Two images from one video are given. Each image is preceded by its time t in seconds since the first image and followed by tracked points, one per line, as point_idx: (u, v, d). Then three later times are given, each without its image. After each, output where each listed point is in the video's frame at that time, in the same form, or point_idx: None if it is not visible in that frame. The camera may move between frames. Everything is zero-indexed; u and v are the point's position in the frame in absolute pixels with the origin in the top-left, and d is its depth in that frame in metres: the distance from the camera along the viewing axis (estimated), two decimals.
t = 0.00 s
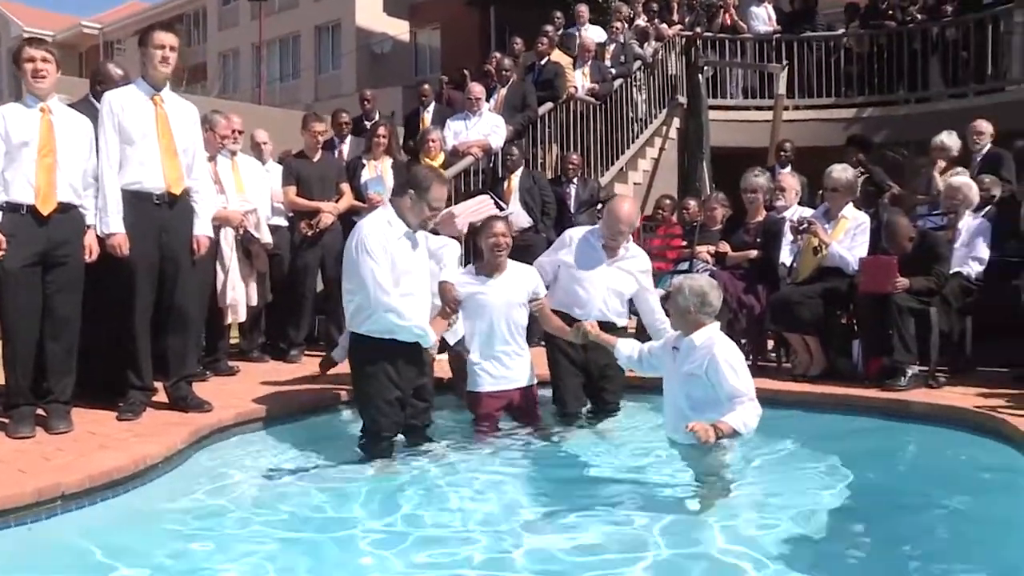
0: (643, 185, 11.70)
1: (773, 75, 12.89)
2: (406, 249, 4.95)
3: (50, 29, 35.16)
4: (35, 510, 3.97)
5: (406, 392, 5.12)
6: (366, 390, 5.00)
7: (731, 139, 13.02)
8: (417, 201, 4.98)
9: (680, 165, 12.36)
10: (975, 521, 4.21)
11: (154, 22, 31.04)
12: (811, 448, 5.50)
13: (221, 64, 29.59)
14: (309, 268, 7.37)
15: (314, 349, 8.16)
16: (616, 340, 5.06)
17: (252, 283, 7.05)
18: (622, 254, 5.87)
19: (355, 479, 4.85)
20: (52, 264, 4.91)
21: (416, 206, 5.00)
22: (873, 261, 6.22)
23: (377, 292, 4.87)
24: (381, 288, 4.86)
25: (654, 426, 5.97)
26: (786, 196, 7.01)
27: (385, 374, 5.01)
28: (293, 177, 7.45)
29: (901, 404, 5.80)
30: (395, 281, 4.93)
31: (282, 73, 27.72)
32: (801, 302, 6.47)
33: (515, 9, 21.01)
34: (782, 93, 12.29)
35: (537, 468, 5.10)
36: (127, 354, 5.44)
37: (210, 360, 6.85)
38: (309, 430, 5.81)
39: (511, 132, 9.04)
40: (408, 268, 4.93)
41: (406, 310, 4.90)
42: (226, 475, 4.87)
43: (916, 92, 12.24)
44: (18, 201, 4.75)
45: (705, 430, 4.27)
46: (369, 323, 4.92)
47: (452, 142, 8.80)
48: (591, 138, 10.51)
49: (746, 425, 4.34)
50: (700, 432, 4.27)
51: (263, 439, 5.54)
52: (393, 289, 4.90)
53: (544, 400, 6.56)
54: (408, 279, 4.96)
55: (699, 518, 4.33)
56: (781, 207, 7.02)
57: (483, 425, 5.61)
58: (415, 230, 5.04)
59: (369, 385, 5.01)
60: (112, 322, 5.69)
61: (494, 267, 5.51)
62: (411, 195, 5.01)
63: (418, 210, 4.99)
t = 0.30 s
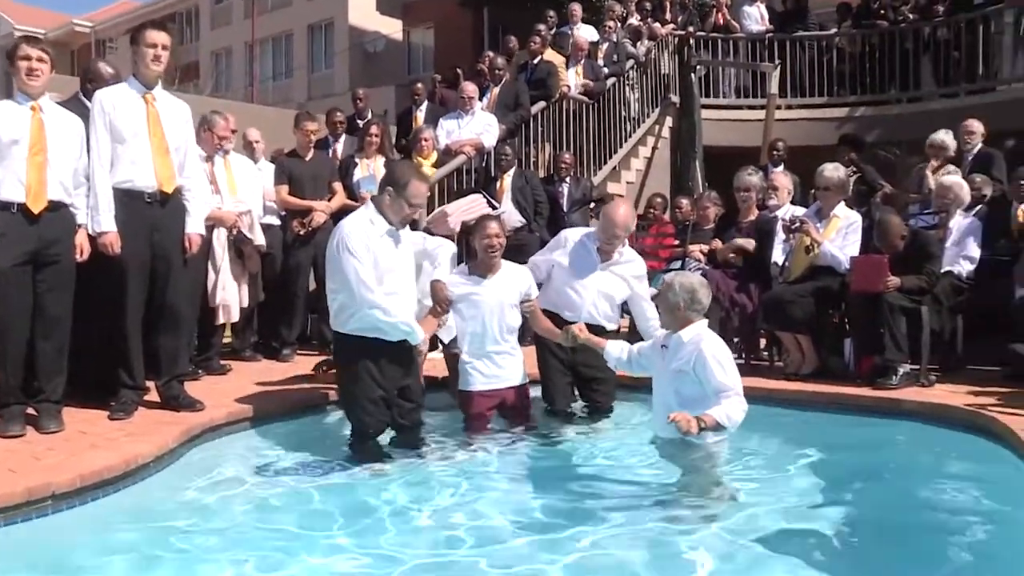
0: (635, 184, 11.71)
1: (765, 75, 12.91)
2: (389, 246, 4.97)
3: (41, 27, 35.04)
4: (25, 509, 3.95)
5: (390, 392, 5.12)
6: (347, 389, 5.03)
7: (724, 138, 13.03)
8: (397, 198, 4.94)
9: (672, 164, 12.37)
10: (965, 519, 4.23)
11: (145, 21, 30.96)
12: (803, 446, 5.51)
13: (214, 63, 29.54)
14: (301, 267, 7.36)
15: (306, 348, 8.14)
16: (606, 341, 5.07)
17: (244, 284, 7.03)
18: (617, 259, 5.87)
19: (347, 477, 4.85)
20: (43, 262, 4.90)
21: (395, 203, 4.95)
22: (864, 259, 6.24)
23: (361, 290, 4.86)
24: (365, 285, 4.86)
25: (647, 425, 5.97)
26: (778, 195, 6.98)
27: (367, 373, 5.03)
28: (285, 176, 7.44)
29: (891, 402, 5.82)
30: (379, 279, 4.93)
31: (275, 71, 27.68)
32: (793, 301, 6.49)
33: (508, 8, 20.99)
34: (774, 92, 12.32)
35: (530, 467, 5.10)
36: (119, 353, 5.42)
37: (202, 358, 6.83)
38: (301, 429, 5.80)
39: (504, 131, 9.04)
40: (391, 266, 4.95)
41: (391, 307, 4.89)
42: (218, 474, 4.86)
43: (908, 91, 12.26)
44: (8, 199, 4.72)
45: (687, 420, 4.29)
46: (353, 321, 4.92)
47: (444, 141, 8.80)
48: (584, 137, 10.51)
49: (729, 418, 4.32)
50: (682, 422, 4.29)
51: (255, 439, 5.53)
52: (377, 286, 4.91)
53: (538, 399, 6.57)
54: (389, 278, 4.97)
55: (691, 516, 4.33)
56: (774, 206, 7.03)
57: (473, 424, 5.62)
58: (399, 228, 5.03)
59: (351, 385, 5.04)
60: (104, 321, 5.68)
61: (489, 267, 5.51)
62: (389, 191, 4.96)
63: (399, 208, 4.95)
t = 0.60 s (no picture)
0: (627, 181, 11.71)
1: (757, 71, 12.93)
2: (371, 242, 4.98)
3: (31, 25, 34.90)
4: (15, 509, 3.94)
5: (375, 390, 5.11)
6: (333, 388, 5.01)
7: (716, 135, 13.05)
8: (376, 193, 4.94)
9: (663, 160, 12.38)
10: (955, 513, 4.24)
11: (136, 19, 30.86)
12: (794, 441, 5.52)
13: (205, 62, 29.49)
14: (292, 265, 7.35)
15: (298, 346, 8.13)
16: (595, 337, 5.06)
17: (239, 288, 7.07)
18: (608, 258, 5.84)
19: (337, 475, 4.84)
20: (32, 261, 4.87)
21: (376, 199, 4.95)
22: (854, 255, 6.26)
23: (348, 286, 4.85)
24: (351, 282, 4.86)
25: (638, 422, 5.98)
26: (769, 190, 7.02)
27: (353, 373, 5.01)
28: (276, 174, 7.42)
29: (882, 397, 5.83)
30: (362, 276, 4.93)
31: (266, 69, 27.62)
32: (784, 296, 6.51)
33: (501, 6, 20.99)
34: (765, 89, 12.34)
35: (522, 463, 5.11)
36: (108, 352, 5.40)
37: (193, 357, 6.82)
38: (291, 427, 5.79)
39: (495, 128, 9.04)
40: (374, 263, 4.96)
41: (377, 303, 4.88)
42: (209, 472, 4.85)
43: (898, 88, 12.28)
44: None
45: (679, 416, 4.28)
46: (340, 318, 4.92)
47: (436, 138, 8.80)
48: (575, 134, 10.51)
49: (721, 414, 4.33)
50: (675, 418, 4.28)
51: (246, 437, 5.52)
52: (363, 283, 4.91)
53: (529, 396, 6.58)
54: (373, 276, 4.98)
55: (681, 512, 4.34)
56: (765, 202, 7.04)
57: (462, 423, 5.60)
58: (380, 225, 5.04)
59: (338, 385, 5.02)
60: (94, 321, 5.66)
61: (478, 266, 5.52)
62: (365, 186, 4.96)
63: (379, 205, 4.95)
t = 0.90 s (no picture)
0: (620, 180, 11.72)
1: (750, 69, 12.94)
2: (365, 240, 4.99)
3: (23, 23, 34.81)
4: (7, 509, 3.92)
5: (370, 388, 5.11)
6: (328, 386, 5.01)
7: (709, 133, 13.06)
8: (370, 188, 4.94)
9: (657, 159, 12.39)
10: (947, 511, 4.25)
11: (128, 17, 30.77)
12: (786, 438, 5.54)
13: (199, 60, 29.44)
14: (286, 263, 7.34)
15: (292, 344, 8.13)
16: (589, 333, 5.04)
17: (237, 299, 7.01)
18: (602, 257, 5.81)
19: (330, 473, 4.84)
20: (24, 259, 4.85)
21: (370, 195, 4.96)
22: (846, 254, 6.24)
23: (343, 283, 4.86)
24: (346, 279, 4.86)
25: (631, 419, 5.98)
26: (763, 188, 7.02)
27: (346, 372, 5.00)
28: (269, 172, 7.41)
29: (875, 395, 5.84)
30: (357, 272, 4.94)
31: (260, 68, 27.58)
32: (777, 294, 6.52)
33: (495, 4, 20.98)
34: (758, 87, 12.37)
35: (515, 461, 5.11)
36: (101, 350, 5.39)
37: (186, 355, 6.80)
38: (285, 426, 5.79)
39: (489, 126, 9.04)
40: (368, 260, 4.97)
41: (373, 299, 4.88)
42: (202, 471, 4.84)
43: (891, 86, 12.31)
44: None
45: (676, 415, 4.24)
46: (336, 314, 4.92)
47: (429, 136, 8.79)
48: (569, 132, 10.52)
49: (717, 412, 4.33)
50: (671, 416, 4.23)
51: (239, 435, 5.52)
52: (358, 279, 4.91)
53: (523, 394, 6.59)
54: (367, 273, 4.99)
55: (675, 510, 4.34)
56: (759, 200, 7.03)
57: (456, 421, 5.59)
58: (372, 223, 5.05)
59: (330, 383, 5.02)
60: (86, 319, 5.64)
61: (472, 264, 5.53)
62: (361, 183, 4.95)
63: (373, 201, 4.96)
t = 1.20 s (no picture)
0: (620, 180, 11.72)
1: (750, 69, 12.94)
2: (375, 238, 5.00)
3: (23, 22, 34.79)
4: (5, 508, 3.92)
5: (373, 388, 5.12)
6: (331, 386, 5.03)
7: (709, 133, 13.06)
8: (383, 188, 4.97)
9: (656, 159, 12.39)
10: (945, 511, 4.25)
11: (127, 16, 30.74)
12: (785, 438, 5.54)
13: (198, 60, 29.43)
14: (286, 263, 7.34)
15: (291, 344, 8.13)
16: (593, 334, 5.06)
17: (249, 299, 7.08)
18: (600, 258, 5.80)
19: (329, 472, 4.83)
20: (24, 259, 4.85)
21: (383, 195, 4.98)
22: (845, 254, 6.23)
23: (350, 279, 4.86)
24: (353, 275, 4.87)
25: (630, 419, 5.98)
26: (762, 189, 7.03)
27: (349, 370, 5.02)
28: (269, 170, 7.49)
29: (874, 395, 5.85)
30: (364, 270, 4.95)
31: (259, 67, 27.57)
32: (776, 294, 6.52)
33: (495, 3, 20.92)
34: (757, 87, 12.38)
35: (514, 461, 5.11)
36: (100, 349, 5.39)
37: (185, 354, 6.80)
38: (283, 425, 5.79)
39: (488, 126, 9.05)
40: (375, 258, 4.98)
41: (377, 298, 4.90)
42: (201, 470, 4.84)
43: (891, 86, 12.32)
44: None
45: (676, 414, 4.25)
46: (341, 312, 4.95)
47: (429, 136, 8.79)
48: (568, 132, 10.52)
49: (717, 411, 4.32)
50: (671, 415, 4.24)
51: (238, 435, 5.52)
52: (365, 277, 4.92)
53: (522, 394, 6.60)
54: (374, 271, 5.00)
55: (673, 509, 4.34)
56: (758, 200, 7.05)
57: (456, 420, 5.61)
58: (382, 222, 5.07)
59: (333, 382, 5.04)
60: (86, 318, 5.64)
61: (472, 264, 5.53)
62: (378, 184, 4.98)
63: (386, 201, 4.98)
